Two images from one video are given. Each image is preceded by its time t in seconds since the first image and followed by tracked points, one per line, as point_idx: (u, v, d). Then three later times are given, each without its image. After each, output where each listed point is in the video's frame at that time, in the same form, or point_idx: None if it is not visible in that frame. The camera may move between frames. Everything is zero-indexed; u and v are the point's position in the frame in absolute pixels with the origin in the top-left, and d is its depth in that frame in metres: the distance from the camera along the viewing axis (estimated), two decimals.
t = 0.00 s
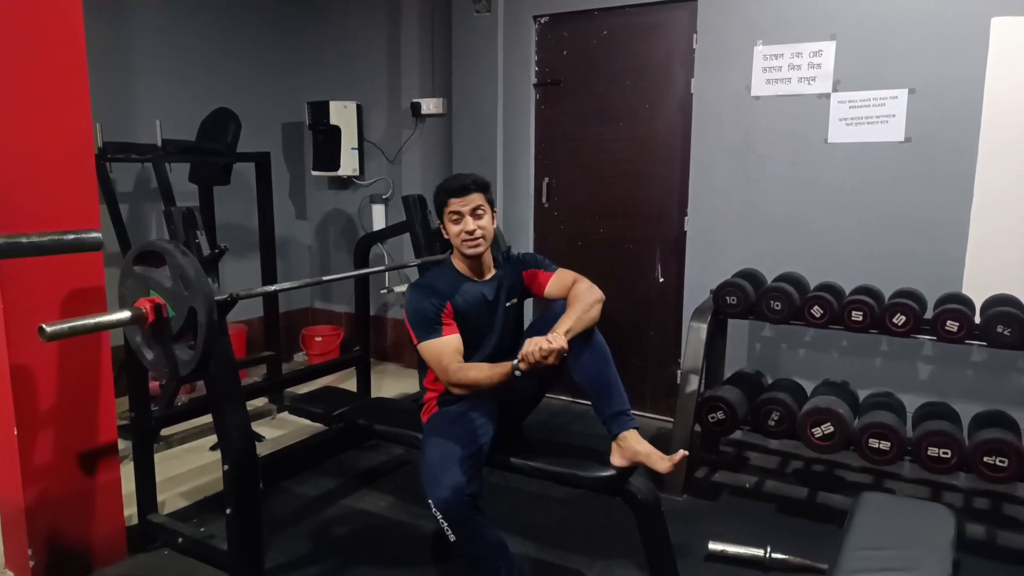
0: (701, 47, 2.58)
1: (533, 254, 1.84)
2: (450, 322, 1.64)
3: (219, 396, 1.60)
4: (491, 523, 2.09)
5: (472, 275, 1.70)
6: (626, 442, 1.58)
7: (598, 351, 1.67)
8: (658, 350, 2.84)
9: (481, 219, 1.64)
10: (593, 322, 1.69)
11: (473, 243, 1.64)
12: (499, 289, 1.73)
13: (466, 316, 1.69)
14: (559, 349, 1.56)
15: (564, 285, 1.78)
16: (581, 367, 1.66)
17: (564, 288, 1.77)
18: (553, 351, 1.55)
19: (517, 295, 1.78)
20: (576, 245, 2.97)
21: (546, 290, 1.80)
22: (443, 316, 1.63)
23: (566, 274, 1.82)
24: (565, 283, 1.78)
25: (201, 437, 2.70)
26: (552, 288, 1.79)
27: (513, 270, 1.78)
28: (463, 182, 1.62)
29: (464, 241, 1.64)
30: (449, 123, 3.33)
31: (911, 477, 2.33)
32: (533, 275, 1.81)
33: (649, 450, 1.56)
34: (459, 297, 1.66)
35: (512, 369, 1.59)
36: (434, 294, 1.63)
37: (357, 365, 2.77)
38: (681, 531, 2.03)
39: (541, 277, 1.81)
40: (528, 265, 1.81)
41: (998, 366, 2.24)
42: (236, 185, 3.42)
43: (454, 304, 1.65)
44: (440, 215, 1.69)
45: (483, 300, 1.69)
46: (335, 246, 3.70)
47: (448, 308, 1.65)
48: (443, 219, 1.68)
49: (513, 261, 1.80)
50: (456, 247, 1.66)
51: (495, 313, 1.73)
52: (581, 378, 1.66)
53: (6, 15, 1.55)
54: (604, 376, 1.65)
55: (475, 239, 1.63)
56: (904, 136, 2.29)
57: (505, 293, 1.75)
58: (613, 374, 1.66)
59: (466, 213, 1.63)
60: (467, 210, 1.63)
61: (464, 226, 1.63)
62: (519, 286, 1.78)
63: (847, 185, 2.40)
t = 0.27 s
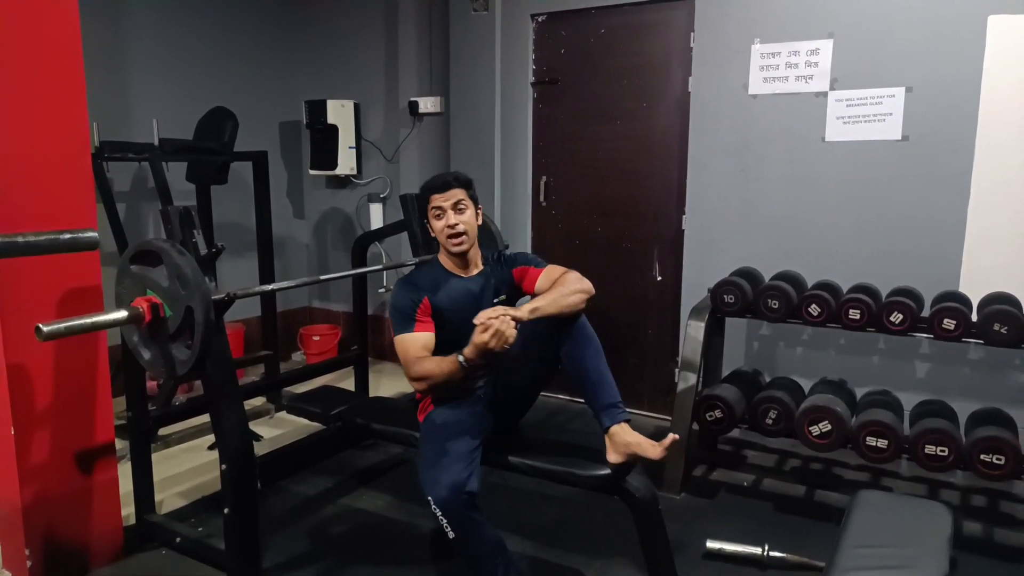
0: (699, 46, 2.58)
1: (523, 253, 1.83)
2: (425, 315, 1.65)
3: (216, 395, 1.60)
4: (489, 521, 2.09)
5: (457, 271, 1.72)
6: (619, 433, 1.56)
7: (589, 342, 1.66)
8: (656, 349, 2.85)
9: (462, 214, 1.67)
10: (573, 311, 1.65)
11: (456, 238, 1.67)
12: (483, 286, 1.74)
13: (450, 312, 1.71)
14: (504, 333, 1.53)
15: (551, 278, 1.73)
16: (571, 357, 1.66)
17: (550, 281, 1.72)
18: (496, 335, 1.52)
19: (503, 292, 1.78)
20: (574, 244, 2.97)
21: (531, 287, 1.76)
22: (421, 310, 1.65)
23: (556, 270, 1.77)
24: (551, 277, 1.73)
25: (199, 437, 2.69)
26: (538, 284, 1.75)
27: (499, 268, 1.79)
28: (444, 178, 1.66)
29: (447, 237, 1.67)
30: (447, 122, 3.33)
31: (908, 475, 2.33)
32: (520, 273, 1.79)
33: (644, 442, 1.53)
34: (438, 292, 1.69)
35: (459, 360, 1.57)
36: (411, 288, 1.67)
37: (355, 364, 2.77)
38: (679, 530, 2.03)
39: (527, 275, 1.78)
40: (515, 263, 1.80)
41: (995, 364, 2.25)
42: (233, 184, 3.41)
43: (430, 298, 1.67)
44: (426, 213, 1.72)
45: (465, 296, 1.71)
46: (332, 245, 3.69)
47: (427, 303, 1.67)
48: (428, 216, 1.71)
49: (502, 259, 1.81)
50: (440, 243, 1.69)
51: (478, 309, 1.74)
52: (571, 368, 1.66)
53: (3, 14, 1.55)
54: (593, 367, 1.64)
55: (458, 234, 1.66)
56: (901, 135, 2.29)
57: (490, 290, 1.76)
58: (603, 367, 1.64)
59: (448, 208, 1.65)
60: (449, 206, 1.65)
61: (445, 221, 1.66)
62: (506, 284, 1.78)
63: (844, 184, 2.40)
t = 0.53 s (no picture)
0: (700, 48, 2.59)
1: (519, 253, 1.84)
2: (418, 315, 1.67)
3: (218, 397, 1.60)
4: (490, 523, 2.09)
5: (451, 270, 1.74)
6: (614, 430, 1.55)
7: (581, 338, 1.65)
8: (658, 350, 2.84)
9: (457, 216, 1.67)
10: (563, 307, 1.64)
11: (450, 239, 1.67)
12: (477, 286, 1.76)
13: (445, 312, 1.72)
14: (481, 321, 1.51)
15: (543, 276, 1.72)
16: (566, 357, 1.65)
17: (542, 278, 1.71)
18: (472, 322, 1.50)
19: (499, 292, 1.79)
20: (576, 246, 2.97)
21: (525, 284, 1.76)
22: (414, 309, 1.67)
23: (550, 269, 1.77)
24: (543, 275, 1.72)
25: (201, 439, 2.70)
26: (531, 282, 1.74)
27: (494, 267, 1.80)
28: (438, 180, 1.67)
29: (440, 238, 1.68)
30: (448, 124, 3.34)
31: (911, 477, 2.33)
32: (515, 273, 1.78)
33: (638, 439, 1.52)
34: (432, 292, 1.71)
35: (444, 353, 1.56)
36: (405, 287, 1.69)
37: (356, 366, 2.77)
38: (680, 532, 2.03)
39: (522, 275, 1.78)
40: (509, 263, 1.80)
41: (997, 366, 2.24)
42: (235, 186, 3.42)
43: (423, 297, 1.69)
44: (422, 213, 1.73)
45: (459, 296, 1.73)
46: (334, 247, 3.70)
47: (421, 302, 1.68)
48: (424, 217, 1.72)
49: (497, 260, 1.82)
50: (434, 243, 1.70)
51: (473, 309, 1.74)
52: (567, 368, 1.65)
53: (6, 17, 1.56)
54: (588, 365, 1.63)
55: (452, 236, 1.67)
56: (903, 137, 2.29)
57: (485, 290, 1.77)
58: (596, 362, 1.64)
59: (442, 209, 1.66)
60: (443, 207, 1.66)
61: (439, 222, 1.67)
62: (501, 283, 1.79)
63: (846, 185, 2.40)
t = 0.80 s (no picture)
0: (699, 47, 2.59)
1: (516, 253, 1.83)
2: (415, 314, 1.67)
3: (217, 396, 1.60)
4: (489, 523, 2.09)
5: (447, 269, 1.74)
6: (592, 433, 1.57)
7: (573, 336, 1.66)
8: (657, 350, 2.85)
9: (456, 215, 1.67)
10: (559, 303, 1.64)
11: (448, 239, 1.68)
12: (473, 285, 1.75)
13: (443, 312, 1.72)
14: (478, 316, 1.52)
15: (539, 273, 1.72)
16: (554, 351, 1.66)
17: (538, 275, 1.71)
18: (470, 317, 1.51)
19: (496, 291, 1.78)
20: (575, 246, 2.97)
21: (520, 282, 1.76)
22: (411, 308, 1.67)
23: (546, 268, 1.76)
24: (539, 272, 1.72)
25: (199, 438, 2.70)
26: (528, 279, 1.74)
27: (491, 267, 1.80)
28: (439, 180, 1.67)
29: (439, 237, 1.68)
30: (448, 123, 3.34)
31: (909, 477, 2.33)
32: (512, 271, 1.78)
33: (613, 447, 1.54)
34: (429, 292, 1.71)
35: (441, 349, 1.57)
36: (402, 287, 1.69)
37: (355, 365, 2.76)
38: (679, 531, 2.03)
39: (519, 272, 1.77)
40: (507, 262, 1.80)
41: (996, 366, 2.25)
42: (234, 185, 3.42)
43: (421, 296, 1.69)
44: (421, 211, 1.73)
45: (457, 295, 1.72)
46: (333, 247, 3.70)
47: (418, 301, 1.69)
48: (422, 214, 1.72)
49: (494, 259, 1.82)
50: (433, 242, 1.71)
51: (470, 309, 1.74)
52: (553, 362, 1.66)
53: (6, 17, 1.56)
54: (576, 363, 1.64)
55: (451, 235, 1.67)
56: (901, 136, 2.29)
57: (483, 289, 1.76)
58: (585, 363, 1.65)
59: (441, 209, 1.66)
60: (443, 206, 1.66)
61: (439, 221, 1.67)
62: (499, 282, 1.78)
63: (844, 185, 2.40)
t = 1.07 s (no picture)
0: (695, 43, 2.59)
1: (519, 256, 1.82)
2: (414, 309, 1.66)
3: (212, 393, 1.59)
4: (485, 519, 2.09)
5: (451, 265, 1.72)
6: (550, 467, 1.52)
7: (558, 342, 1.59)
8: (653, 346, 2.85)
9: (470, 216, 1.65)
10: (538, 301, 1.66)
11: (458, 237, 1.65)
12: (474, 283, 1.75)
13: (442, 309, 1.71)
14: (465, 310, 1.49)
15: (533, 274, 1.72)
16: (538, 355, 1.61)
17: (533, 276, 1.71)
18: (458, 311, 1.49)
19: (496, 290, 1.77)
20: (570, 242, 2.96)
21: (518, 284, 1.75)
22: (410, 304, 1.66)
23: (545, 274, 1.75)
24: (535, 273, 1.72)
25: (194, 435, 2.69)
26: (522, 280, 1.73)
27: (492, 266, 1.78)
28: (460, 177, 1.62)
29: (450, 234, 1.65)
30: (443, 119, 3.33)
31: (904, 472, 2.34)
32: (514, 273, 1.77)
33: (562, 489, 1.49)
34: (429, 289, 1.70)
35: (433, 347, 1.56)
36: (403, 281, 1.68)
37: (350, 362, 2.76)
38: (675, 527, 2.04)
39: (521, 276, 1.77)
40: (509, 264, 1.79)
41: (990, 361, 2.25)
42: (229, 182, 3.41)
43: (420, 292, 1.68)
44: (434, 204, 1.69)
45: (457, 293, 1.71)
46: (329, 243, 3.69)
47: (416, 297, 1.68)
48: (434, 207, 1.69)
49: (497, 259, 1.80)
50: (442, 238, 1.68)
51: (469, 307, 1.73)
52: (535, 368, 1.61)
53: None
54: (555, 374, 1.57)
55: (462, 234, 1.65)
56: (896, 132, 2.30)
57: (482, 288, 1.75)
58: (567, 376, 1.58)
59: (457, 208, 1.63)
60: (459, 205, 1.63)
61: (453, 220, 1.64)
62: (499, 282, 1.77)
63: (839, 181, 2.40)
